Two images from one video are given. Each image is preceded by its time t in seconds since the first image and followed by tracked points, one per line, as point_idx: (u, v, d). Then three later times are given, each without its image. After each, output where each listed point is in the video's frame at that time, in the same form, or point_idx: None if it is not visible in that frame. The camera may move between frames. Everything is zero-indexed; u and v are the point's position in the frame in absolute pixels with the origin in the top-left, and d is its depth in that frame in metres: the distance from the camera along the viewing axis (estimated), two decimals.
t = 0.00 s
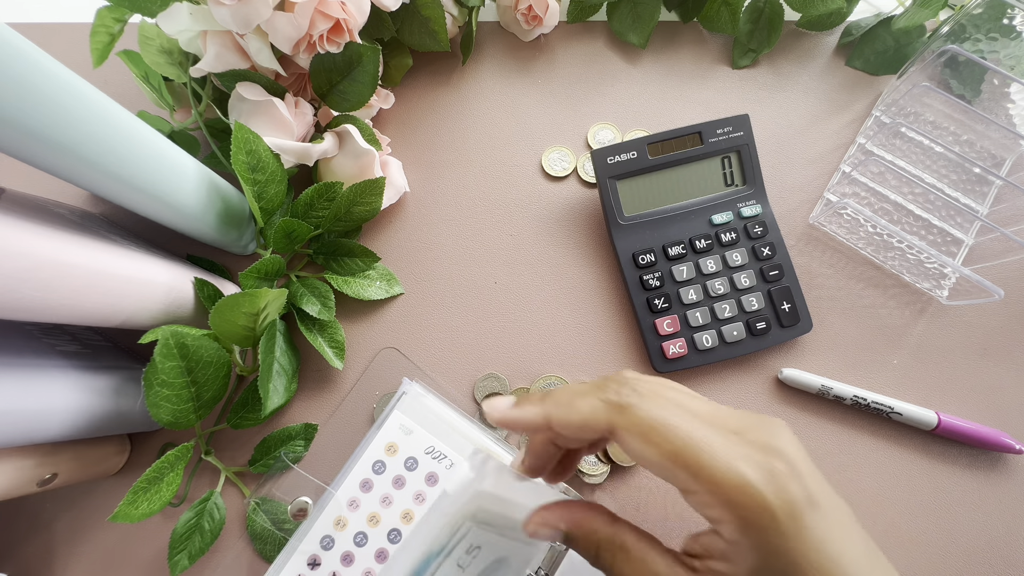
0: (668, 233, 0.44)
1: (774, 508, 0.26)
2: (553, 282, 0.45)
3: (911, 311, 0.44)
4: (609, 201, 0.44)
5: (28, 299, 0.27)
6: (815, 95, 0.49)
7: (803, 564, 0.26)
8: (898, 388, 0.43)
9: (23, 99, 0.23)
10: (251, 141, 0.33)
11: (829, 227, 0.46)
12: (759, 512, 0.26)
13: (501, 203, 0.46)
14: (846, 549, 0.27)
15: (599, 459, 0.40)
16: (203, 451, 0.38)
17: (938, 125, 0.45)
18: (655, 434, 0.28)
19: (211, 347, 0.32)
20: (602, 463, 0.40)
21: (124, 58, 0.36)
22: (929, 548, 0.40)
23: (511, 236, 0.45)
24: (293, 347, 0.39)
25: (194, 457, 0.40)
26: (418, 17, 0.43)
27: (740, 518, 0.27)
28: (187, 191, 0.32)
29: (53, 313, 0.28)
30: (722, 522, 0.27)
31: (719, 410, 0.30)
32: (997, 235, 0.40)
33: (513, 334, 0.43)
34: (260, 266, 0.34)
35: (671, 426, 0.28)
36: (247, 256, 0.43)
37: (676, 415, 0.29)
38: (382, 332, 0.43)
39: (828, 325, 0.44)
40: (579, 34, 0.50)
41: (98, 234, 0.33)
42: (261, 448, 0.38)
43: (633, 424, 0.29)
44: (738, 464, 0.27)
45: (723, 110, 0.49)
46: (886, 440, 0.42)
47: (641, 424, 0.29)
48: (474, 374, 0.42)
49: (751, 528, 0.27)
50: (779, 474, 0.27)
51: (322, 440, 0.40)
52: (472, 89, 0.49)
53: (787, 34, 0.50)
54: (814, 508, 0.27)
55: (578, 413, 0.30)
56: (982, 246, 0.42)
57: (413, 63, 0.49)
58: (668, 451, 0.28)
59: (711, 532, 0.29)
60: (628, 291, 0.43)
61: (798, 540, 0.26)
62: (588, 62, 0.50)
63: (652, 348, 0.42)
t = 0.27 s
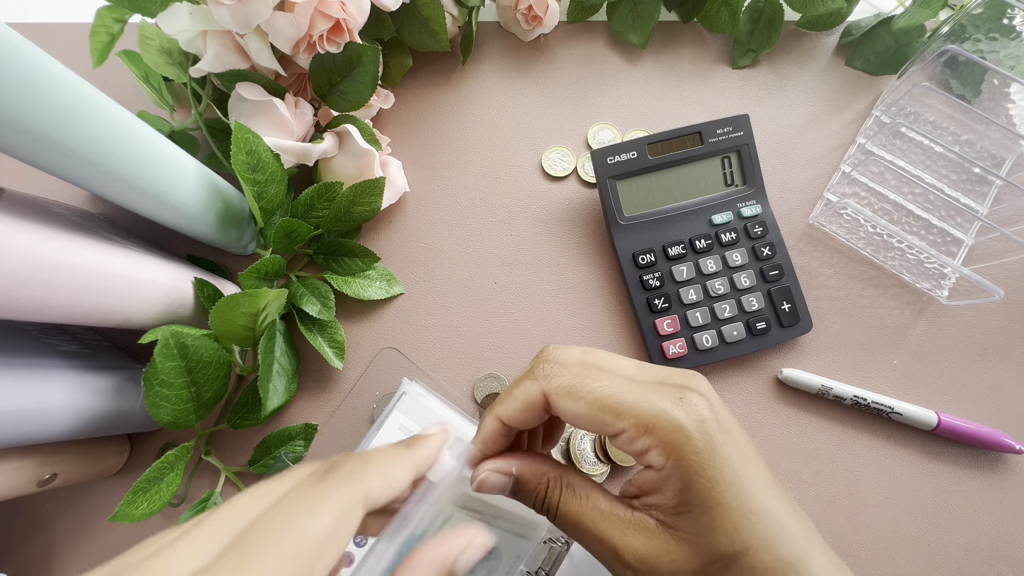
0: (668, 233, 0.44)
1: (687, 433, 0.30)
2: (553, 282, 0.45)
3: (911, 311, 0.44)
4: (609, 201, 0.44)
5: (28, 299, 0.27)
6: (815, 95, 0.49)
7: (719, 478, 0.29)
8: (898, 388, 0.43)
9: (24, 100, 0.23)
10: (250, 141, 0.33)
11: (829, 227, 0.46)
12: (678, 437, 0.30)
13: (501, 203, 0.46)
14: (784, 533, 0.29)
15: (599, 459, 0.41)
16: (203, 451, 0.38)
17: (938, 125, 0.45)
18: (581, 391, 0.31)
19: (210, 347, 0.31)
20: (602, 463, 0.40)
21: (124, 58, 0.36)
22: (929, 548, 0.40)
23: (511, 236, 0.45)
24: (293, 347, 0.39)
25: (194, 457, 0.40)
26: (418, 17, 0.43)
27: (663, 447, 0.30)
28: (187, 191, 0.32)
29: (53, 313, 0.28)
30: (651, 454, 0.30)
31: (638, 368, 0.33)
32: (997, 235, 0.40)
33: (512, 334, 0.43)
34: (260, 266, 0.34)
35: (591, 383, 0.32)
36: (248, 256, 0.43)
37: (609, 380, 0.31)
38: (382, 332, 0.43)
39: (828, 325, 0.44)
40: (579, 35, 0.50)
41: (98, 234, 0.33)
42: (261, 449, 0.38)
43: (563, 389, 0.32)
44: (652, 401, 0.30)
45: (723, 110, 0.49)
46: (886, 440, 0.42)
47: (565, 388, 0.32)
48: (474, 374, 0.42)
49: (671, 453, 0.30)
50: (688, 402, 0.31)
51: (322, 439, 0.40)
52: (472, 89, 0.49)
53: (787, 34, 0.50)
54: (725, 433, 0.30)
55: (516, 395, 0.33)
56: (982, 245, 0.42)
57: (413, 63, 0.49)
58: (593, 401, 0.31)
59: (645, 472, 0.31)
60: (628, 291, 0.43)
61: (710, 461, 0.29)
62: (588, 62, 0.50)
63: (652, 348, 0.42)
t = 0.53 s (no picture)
0: (668, 233, 0.44)
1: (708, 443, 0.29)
2: (553, 282, 0.45)
3: (911, 311, 0.44)
4: (609, 201, 0.44)
5: (28, 299, 0.27)
6: (815, 95, 0.49)
7: (737, 488, 0.29)
8: (898, 388, 0.43)
9: (23, 100, 0.23)
10: (251, 141, 0.33)
11: (829, 227, 0.46)
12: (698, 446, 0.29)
13: (501, 203, 0.46)
14: (796, 541, 0.29)
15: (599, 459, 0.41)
16: (203, 451, 0.38)
17: (938, 125, 0.45)
18: (606, 394, 0.30)
19: (210, 347, 0.31)
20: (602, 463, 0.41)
21: (124, 57, 0.36)
22: (929, 548, 0.40)
23: (511, 236, 0.45)
24: (294, 347, 0.39)
25: (194, 457, 0.40)
26: (418, 17, 0.43)
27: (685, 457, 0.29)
28: (187, 191, 0.32)
29: (53, 313, 0.28)
30: (672, 463, 0.29)
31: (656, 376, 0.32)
32: (996, 235, 0.40)
33: (512, 334, 0.43)
34: (260, 266, 0.34)
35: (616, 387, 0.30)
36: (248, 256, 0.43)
37: (632, 385, 0.30)
38: (382, 332, 0.43)
39: (828, 325, 0.44)
40: (579, 34, 0.50)
41: (98, 234, 0.33)
42: (261, 448, 0.38)
43: (586, 390, 0.30)
44: (675, 409, 0.29)
45: (723, 110, 0.49)
46: (886, 440, 0.42)
47: (589, 390, 0.30)
48: (474, 374, 0.43)
49: (690, 461, 0.29)
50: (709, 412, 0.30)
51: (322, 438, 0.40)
52: (472, 89, 0.49)
53: (787, 34, 0.50)
54: (743, 443, 0.30)
55: (539, 396, 0.31)
56: (982, 245, 0.42)
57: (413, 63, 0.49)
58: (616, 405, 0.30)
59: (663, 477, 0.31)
60: (628, 291, 0.43)
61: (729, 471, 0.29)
62: (588, 62, 0.50)
63: (652, 348, 0.42)
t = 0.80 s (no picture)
0: (668, 233, 0.44)
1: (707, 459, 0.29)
2: (553, 282, 0.45)
3: (911, 311, 0.44)
4: (609, 201, 0.44)
5: (28, 299, 0.27)
6: (815, 95, 0.49)
7: (734, 499, 0.29)
8: (897, 388, 0.43)
9: (23, 99, 0.23)
10: (250, 141, 0.33)
11: (829, 227, 0.46)
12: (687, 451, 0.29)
13: (501, 204, 0.46)
14: (797, 549, 0.29)
15: (599, 459, 0.41)
16: (204, 451, 0.38)
17: (938, 125, 0.45)
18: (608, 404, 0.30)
19: (210, 347, 0.31)
20: (602, 463, 0.41)
21: (124, 58, 0.36)
22: (929, 548, 0.40)
23: (511, 236, 0.45)
24: (294, 347, 0.39)
25: (194, 457, 0.40)
26: (418, 17, 0.43)
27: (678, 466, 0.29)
28: (187, 190, 0.32)
29: (53, 313, 0.28)
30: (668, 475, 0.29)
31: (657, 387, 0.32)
32: (997, 235, 0.40)
33: (513, 334, 0.43)
34: (260, 266, 0.34)
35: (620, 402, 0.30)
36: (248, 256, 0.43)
37: (629, 393, 0.30)
38: (382, 332, 0.43)
39: (828, 325, 0.44)
40: (579, 34, 0.50)
41: (98, 234, 0.33)
42: (261, 448, 0.38)
43: (583, 397, 0.30)
44: (671, 419, 0.29)
45: (723, 110, 0.49)
46: (886, 440, 0.42)
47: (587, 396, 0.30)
48: (474, 374, 0.42)
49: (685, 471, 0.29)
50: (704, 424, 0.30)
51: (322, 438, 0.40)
52: (472, 89, 0.49)
53: (787, 34, 0.50)
54: (738, 454, 0.30)
55: (536, 401, 0.31)
56: (982, 245, 0.42)
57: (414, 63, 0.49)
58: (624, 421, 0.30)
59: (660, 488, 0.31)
60: (628, 291, 0.43)
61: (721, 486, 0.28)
62: (588, 62, 0.50)
63: (652, 348, 0.42)
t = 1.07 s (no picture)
0: (668, 233, 0.44)
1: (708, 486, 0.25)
2: (553, 282, 0.45)
3: (911, 311, 0.44)
4: (609, 201, 0.44)
5: (28, 299, 0.27)
6: (815, 95, 0.49)
7: None
8: (897, 388, 0.43)
9: (24, 99, 0.23)
10: (251, 141, 0.33)
11: (829, 227, 0.46)
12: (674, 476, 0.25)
13: (501, 204, 0.46)
14: None
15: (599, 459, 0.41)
16: (203, 451, 0.38)
17: (938, 125, 0.45)
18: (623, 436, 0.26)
19: (210, 347, 0.31)
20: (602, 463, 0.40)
21: (124, 58, 0.36)
22: (929, 548, 0.40)
23: (511, 236, 0.45)
24: (293, 347, 0.39)
25: (194, 457, 0.40)
26: (418, 17, 0.43)
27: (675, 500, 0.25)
28: (187, 191, 0.32)
29: (53, 313, 0.28)
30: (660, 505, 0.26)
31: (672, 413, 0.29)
32: (997, 235, 0.40)
33: (513, 334, 0.43)
34: (260, 266, 0.34)
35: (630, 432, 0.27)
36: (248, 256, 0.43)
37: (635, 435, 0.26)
38: (382, 332, 0.43)
39: (828, 325, 0.44)
40: (579, 34, 0.50)
41: (98, 234, 0.33)
42: (262, 448, 0.38)
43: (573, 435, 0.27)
44: (695, 476, 0.25)
45: (723, 110, 0.49)
46: (886, 440, 0.42)
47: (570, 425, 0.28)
48: (474, 374, 0.42)
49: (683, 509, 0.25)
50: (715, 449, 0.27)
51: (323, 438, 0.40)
52: (472, 89, 0.49)
53: (787, 34, 0.50)
54: (777, 529, 0.24)
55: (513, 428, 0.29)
56: (982, 245, 0.42)
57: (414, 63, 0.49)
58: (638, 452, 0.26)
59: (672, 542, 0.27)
60: (628, 291, 0.43)
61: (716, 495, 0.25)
62: (588, 62, 0.50)
63: (652, 348, 0.42)
